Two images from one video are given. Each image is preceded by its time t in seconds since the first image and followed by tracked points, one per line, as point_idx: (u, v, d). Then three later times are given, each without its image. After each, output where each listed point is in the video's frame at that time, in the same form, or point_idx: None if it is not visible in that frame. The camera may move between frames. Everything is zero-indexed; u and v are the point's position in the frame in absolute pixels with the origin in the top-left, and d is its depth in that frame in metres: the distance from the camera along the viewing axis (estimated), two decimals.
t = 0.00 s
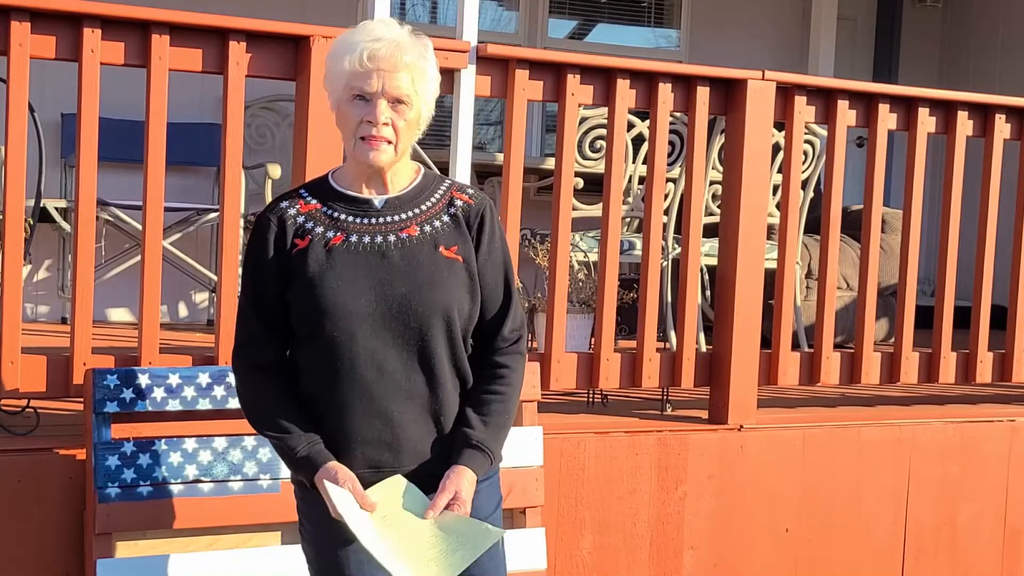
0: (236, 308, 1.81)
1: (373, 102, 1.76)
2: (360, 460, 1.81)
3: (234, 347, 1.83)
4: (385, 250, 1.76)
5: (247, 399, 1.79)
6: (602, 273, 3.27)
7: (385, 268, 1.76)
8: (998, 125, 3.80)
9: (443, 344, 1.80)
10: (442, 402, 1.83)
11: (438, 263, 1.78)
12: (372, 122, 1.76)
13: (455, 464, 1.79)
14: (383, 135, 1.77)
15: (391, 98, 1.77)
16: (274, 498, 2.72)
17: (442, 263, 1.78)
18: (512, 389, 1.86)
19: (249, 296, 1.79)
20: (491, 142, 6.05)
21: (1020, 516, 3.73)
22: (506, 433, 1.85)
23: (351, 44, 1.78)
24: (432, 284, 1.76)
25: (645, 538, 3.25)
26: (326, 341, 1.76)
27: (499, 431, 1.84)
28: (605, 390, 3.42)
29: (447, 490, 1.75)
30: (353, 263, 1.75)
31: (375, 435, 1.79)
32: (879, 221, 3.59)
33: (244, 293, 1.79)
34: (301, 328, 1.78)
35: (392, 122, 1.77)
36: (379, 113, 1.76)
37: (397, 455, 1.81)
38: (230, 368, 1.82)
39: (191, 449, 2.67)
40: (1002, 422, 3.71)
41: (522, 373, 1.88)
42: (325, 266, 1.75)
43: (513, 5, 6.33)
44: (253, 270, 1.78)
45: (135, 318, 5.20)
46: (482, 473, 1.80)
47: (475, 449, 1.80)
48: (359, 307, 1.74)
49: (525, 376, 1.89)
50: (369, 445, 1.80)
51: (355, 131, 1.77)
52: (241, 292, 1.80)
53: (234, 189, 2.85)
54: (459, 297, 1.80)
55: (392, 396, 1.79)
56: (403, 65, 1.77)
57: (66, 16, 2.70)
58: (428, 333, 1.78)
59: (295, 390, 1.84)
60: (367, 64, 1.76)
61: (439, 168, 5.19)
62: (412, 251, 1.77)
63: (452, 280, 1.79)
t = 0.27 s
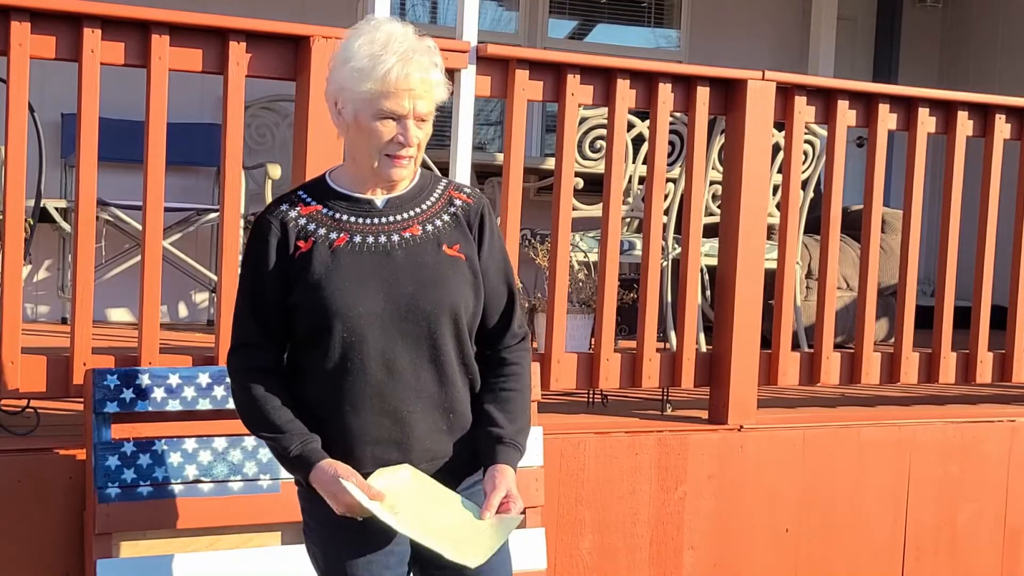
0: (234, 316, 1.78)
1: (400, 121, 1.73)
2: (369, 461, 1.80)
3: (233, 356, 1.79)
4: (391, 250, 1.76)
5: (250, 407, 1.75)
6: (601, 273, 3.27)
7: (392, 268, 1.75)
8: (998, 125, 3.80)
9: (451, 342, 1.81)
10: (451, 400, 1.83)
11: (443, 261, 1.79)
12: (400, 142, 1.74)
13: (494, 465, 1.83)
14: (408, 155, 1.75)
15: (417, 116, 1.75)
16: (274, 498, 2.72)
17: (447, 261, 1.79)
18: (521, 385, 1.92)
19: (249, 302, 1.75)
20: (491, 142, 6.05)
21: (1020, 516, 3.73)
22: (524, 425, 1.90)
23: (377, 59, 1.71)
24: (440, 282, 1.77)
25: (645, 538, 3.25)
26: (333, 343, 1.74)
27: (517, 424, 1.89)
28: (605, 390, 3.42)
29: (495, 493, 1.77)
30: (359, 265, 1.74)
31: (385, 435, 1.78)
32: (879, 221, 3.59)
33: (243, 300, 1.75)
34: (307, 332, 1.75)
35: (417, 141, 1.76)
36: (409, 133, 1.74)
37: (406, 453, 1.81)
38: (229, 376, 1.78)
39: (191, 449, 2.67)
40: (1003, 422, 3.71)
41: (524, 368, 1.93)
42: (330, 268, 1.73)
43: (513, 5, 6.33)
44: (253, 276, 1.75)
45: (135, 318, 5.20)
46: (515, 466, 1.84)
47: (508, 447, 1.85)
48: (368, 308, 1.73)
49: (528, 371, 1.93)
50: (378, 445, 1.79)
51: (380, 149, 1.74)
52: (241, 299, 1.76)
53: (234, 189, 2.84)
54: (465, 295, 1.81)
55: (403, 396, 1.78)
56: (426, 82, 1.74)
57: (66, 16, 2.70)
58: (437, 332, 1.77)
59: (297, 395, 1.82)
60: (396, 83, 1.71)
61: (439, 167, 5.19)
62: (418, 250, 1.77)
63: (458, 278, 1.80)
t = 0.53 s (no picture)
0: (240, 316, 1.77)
1: (412, 124, 1.73)
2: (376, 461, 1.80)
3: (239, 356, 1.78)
4: (398, 250, 1.76)
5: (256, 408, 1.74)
6: (602, 274, 3.27)
7: (400, 268, 1.75)
8: (998, 125, 3.80)
9: (458, 343, 1.81)
10: (458, 400, 1.84)
11: (451, 262, 1.79)
12: (411, 145, 1.73)
13: (509, 470, 1.83)
14: (418, 159, 1.75)
15: (429, 119, 1.74)
16: (274, 498, 2.72)
17: (455, 262, 1.79)
18: (529, 385, 1.92)
19: (256, 303, 1.74)
20: (491, 142, 6.05)
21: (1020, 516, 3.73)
22: (534, 426, 1.91)
23: (392, 61, 1.70)
24: (448, 283, 1.77)
25: (645, 538, 3.25)
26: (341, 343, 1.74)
27: (525, 425, 1.89)
28: (605, 390, 3.42)
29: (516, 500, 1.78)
30: (367, 265, 1.74)
31: (392, 435, 1.79)
32: (879, 221, 3.59)
33: (250, 300, 1.74)
34: (314, 332, 1.75)
35: (427, 146, 1.76)
36: (420, 137, 1.74)
37: (413, 453, 1.81)
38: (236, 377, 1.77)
39: (191, 449, 2.68)
40: (1002, 422, 3.71)
41: (530, 368, 1.93)
42: (338, 268, 1.73)
43: (513, 5, 6.32)
44: (259, 276, 1.74)
45: (135, 318, 5.20)
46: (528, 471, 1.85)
47: (522, 451, 1.86)
48: (376, 308, 1.73)
49: (535, 371, 1.94)
50: (385, 445, 1.79)
51: (389, 151, 1.74)
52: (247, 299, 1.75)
53: (234, 189, 2.84)
54: (472, 295, 1.81)
55: (411, 396, 1.78)
56: (440, 86, 1.73)
57: (66, 16, 2.70)
58: (445, 332, 1.78)
59: (303, 395, 1.81)
60: (409, 86, 1.70)
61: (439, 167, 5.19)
62: (425, 250, 1.78)
63: (466, 279, 1.80)
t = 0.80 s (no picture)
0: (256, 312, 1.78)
1: (425, 121, 1.72)
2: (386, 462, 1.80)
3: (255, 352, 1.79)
4: (414, 250, 1.77)
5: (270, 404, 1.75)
6: (601, 274, 3.27)
7: (415, 268, 1.76)
8: (998, 125, 3.80)
9: (471, 344, 1.81)
10: (469, 402, 1.84)
11: (466, 263, 1.79)
12: (423, 142, 1.73)
13: (517, 481, 1.82)
14: (432, 156, 1.75)
15: (443, 120, 1.74)
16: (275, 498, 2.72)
17: (470, 263, 1.79)
18: (540, 389, 1.92)
19: (273, 299, 1.75)
20: (491, 142, 6.06)
21: (1020, 516, 3.73)
22: (544, 433, 1.90)
23: (407, 58, 1.71)
24: (463, 284, 1.77)
25: (645, 538, 3.25)
26: (356, 342, 1.74)
27: (536, 432, 1.88)
28: (605, 390, 3.42)
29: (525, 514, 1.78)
30: (382, 264, 1.74)
31: (404, 436, 1.79)
32: (879, 221, 3.59)
33: (267, 297, 1.75)
34: (329, 330, 1.75)
35: (442, 144, 1.75)
36: (434, 135, 1.73)
37: (424, 454, 1.81)
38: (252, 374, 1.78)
39: (190, 449, 2.68)
40: (1002, 422, 3.71)
41: (544, 373, 1.93)
42: (353, 266, 1.73)
43: (513, 5, 6.32)
44: (276, 273, 1.75)
45: (135, 318, 5.20)
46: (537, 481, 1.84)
47: (531, 460, 1.84)
48: (390, 307, 1.73)
49: (548, 376, 1.94)
50: (396, 445, 1.79)
51: (404, 148, 1.74)
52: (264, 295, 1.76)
53: (234, 189, 2.84)
54: (488, 297, 1.81)
55: (422, 396, 1.78)
56: (456, 84, 1.73)
57: (66, 16, 2.70)
58: (458, 333, 1.78)
59: (317, 393, 1.82)
60: (423, 82, 1.70)
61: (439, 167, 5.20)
62: (441, 251, 1.78)
63: (481, 280, 1.80)
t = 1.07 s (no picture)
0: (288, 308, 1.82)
1: (445, 113, 1.77)
2: (411, 460, 1.81)
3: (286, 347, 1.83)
4: (442, 250, 1.79)
5: (298, 398, 1.78)
6: (601, 273, 3.27)
7: (442, 268, 1.78)
8: (998, 125, 3.80)
9: (498, 345, 1.82)
10: (496, 403, 1.85)
11: (494, 264, 1.81)
12: (443, 133, 1.77)
13: (539, 482, 1.83)
14: (452, 148, 1.78)
15: (464, 112, 1.78)
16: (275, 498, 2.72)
17: (498, 264, 1.81)
18: (568, 392, 1.92)
19: (305, 294, 1.80)
20: (491, 142, 6.05)
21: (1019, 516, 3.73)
22: (569, 435, 1.90)
23: (430, 51, 1.76)
24: (490, 284, 1.79)
25: (645, 538, 3.25)
26: (384, 340, 1.77)
27: (561, 434, 1.88)
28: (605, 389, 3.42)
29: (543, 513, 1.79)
30: (410, 263, 1.77)
31: (429, 435, 1.80)
32: (879, 221, 3.59)
33: (300, 292, 1.80)
34: (358, 327, 1.78)
35: (462, 135, 1.78)
36: (452, 125, 1.77)
37: (448, 453, 1.82)
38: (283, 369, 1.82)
39: (191, 449, 2.68)
40: (1002, 422, 3.71)
41: (572, 374, 1.94)
42: (381, 264, 1.76)
43: (513, 5, 6.32)
44: (308, 270, 1.79)
45: (135, 318, 5.20)
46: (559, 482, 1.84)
47: (553, 462, 1.85)
48: (418, 306, 1.76)
49: (576, 380, 1.94)
50: (422, 443, 1.81)
51: (425, 139, 1.78)
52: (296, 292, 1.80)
53: (234, 189, 2.84)
54: (515, 298, 1.83)
55: (448, 396, 1.79)
56: (480, 79, 1.77)
57: (66, 16, 2.70)
58: (485, 332, 1.79)
59: (346, 390, 1.84)
60: (443, 74, 1.75)
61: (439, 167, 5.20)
62: (469, 252, 1.80)
63: (509, 281, 1.82)
